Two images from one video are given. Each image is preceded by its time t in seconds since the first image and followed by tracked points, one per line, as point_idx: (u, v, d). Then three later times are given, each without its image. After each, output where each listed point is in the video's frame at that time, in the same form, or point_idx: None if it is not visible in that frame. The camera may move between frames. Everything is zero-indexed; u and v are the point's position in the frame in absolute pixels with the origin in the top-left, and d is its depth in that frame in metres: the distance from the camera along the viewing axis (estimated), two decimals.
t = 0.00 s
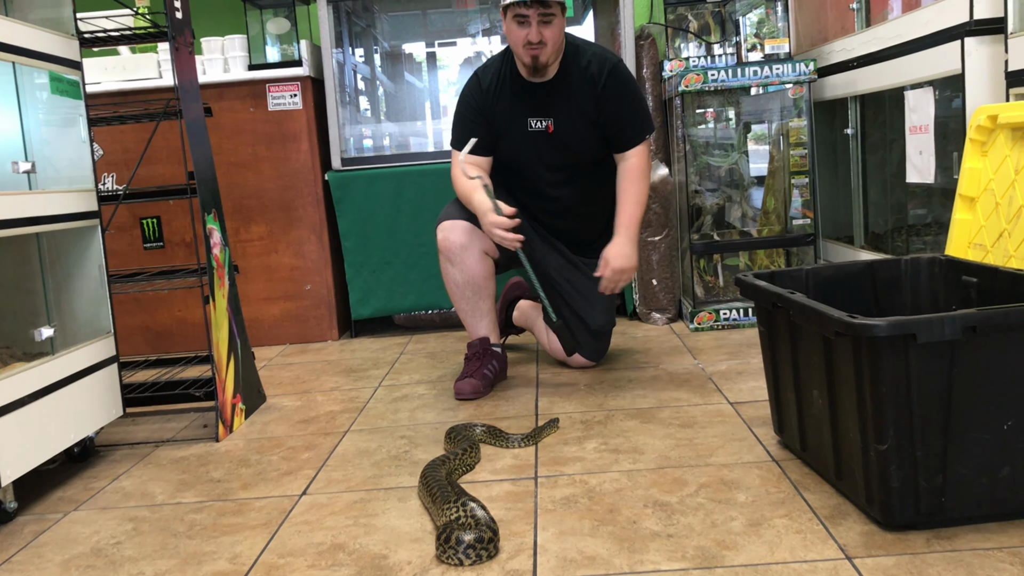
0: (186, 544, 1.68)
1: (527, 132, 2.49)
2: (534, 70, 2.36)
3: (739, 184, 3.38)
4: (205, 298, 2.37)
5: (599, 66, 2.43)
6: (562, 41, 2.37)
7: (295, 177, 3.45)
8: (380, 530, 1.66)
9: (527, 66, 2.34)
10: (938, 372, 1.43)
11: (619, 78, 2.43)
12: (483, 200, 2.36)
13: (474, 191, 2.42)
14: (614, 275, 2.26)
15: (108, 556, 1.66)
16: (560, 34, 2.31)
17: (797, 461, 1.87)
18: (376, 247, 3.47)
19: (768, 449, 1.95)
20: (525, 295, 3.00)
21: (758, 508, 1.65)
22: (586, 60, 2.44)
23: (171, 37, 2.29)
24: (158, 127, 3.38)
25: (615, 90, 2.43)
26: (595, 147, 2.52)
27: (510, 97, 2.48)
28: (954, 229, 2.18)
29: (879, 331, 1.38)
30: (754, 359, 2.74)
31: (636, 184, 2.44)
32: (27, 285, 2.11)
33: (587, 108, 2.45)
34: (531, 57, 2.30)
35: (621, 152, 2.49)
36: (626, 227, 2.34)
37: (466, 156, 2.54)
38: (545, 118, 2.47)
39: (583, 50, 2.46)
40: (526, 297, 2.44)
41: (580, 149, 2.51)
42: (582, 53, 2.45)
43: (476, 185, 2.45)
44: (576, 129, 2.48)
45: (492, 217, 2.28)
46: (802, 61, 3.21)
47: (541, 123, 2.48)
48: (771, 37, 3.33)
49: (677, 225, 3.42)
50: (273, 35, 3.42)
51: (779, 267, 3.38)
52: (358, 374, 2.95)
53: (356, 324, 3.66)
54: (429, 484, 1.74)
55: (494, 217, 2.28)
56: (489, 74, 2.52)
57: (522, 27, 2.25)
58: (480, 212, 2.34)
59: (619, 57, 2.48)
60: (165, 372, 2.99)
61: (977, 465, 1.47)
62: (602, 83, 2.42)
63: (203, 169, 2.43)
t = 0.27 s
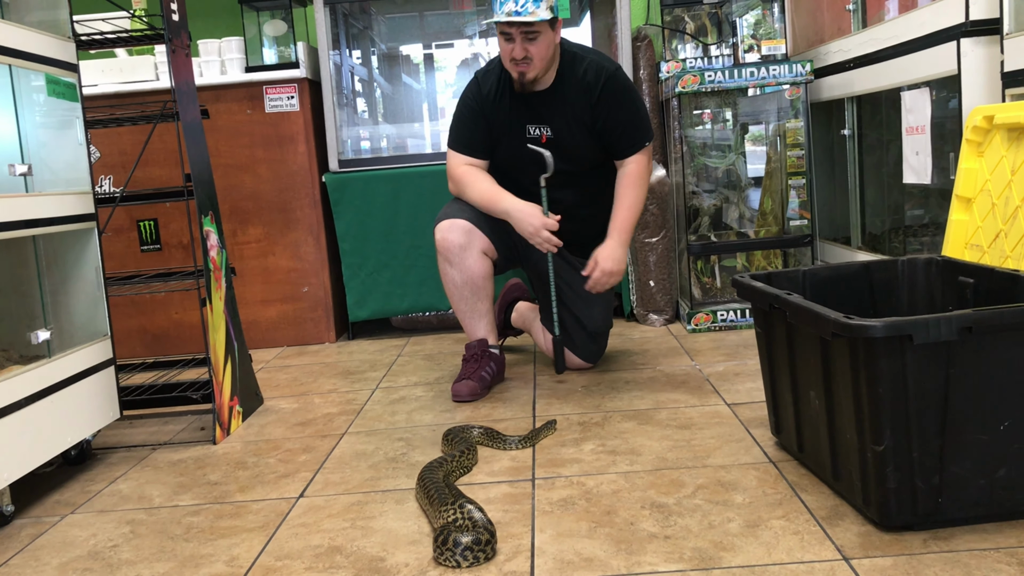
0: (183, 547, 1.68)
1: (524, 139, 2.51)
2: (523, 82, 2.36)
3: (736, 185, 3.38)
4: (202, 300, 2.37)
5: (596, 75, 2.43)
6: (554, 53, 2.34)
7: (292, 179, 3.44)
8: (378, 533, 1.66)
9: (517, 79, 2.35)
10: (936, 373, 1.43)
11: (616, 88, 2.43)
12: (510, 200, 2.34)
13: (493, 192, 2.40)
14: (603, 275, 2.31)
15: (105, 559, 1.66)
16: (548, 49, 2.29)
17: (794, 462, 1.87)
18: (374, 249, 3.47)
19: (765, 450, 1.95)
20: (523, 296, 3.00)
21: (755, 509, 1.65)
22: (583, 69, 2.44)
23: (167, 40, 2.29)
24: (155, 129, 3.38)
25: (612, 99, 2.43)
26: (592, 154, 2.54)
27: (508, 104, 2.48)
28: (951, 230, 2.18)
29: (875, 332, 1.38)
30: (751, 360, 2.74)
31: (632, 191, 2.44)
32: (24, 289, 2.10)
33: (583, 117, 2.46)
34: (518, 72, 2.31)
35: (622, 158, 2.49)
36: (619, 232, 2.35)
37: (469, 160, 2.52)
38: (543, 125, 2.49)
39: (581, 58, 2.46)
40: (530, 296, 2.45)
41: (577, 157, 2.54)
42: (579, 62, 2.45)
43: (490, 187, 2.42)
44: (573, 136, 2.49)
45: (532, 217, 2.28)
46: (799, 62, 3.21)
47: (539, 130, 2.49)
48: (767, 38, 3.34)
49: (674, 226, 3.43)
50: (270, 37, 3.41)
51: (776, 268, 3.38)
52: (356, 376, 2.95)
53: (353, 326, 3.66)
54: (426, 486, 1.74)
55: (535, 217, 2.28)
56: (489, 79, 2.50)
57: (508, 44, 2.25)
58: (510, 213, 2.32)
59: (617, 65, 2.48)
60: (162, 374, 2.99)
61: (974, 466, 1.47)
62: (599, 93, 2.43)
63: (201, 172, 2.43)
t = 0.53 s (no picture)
0: (181, 548, 1.68)
1: (523, 140, 2.51)
2: (528, 84, 2.36)
3: (735, 186, 3.38)
4: (200, 302, 2.37)
5: (595, 76, 2.44)
6: (553, 50, 2.34)
7: (291, 180, 3.44)
8: (376, 534, 1.66)
9: (520, 82, 2.35)
10: (933, 373, 1.43)
11: (615, 89, 2.43)
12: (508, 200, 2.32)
13: (491, 192, 2.38)
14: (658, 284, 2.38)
15: (103, 561, 1.66)
16: (547, 46, 2.28)
17: (792, 463, 1.87)
18: (372, 251, 3.47)
19: (763, 451, 1.95)
20: (522, 298, 3.00)
21: (753, 510, 1.65)
22: (582, 70, 2.45)
23: (165, 41, 2.29)
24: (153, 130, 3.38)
25: (611, 100, 2.44)
26: (592, 155, 2.53)
27: (507, 105, 2.49)
28: (949, 231, 2.18)
29: (872, 334, 1.38)
30: (750, 361, 2.74)
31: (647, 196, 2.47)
32: (22, 291, 2.09)
33: (582, 118, 2.46)
34: (521, 74, 2.30)
35: (626, 160, 2.50)
36: (654, 241, 2.41)
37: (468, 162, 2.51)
38: (542, 127, 2.49)
39: (579, 59, 2.47)
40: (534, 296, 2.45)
41: (577, 158, 2.53)
42: (578, 63, 2.46)
43: (488, 187, 2.41)
44: (573, 137, 2.49)
45: (528, 217, 2.26)
46: (798, 63, 3.20)
47: (538, 132, 2.49)
48: (766, 39, 3.34)
49: (672, 227, 3.44)
50: (268, 38, 3.42)
51: (775, 270, 3.38)
52: (354, 377, 2.95)
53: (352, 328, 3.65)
54: (424, 488, 1.74)
55: (532, 217, 2.25)
56: (487, 83, 2.51)
57: (507, 49, 2.25)
58: (507, 213, 2.30)
59: (616, 66, 2.48)
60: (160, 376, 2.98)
61: (971, 467, 1.47)
62: (598, 94, 2.44)
63: (199, 174, 2.43)
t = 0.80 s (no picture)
0: (180, 550, 1.68)
1: (525, 140, 2.50)
2: (529, 83, 2.36)
3: (734, 186, 3.38)
4: (199, 303, 2.37)
5: (598, 77, 2.43)
6: (552, 49, 2.32)
7: (290, 181, 3.44)
8: (375, 536, 1.66)
9: (521, 81, 2.35)
10: (933, 374, 1.43)
11: (618, 90, 2.43)
12: (500, 204, 2.32)
13: (486, 196, 2.39)
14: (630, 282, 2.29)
15: (102, 562, 1.66)
16: (545, 46, 2.27)
17: (792, 464, 1.87)
18: (371, 251, 3.47)
19: (763, 452, 1.95)
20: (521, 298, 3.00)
21: (753, 512, 1.65)
22: (585, 70, 2.43)
23: (165, 41, 2.29)
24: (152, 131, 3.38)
25: (614, 102, 2.44)
26: (593, 155, 2.53)
27: (508, 105, 2.49)
28: (948, 231, 2.18)
29: (872, 335, 1.38)
30: (749, 362, 2.74)
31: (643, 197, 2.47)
32: (22, 292, 2.08)
33: (584, 118, 2.46)
34: (521, 75, 2.31)
35: (626, 160, 2.52)
36: (643, 239, 2.38)
37: (469, 163, 2.52)
38: (543, 127, 2.48)
39: (582, 59, 2.45)
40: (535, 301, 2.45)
41: (578, 158, 2.52)
42: (580, 63, 2.44)
43: (485, 190, 2.42)
44: (574, 137, 2.48)
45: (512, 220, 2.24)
46: (797, 64, 3.21)
47: (540, 132, 2.48)
48: (764, 40, 3.35)
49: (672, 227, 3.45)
50: (267, 39, 3.42)
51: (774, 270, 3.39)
52: (354, 378, 2.95)
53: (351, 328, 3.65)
54: (423, 489, 1.74)
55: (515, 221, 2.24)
56: (489, 82, 2.50)
57: (504, 51, 2.24)
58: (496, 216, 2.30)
59: (618, 67, 2.47)
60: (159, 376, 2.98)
61: (970, 468, 1.47)
62: (600, 94, 2.43)
63: (198, 174, 2.43)
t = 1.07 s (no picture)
0: (180, 550, 1.68)
1: (522, 142, 2.51)
2: (523, 88, 2.37)
3: (733, 187, 3.38)
4: (199, 303, 2.37)
5: (596, 81, 2.43)
6: (547, 56, 2.32)
7: (289, 182, 3.44)
8: (374, 535, 1.66)
9: (515, 86, 2.36)
10: (931, 374, 1.43)
11: (616, 95, 2.42)
12: (510, 205, 2.35)
13: (493, 197, 2.40)
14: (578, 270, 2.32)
15: (101, 562, 1.66)
16: (539, 54, 2.27)
17: (791, 464, 1.87)
18: (371, 252, 3.47)
19: (762, 452, 1.95)
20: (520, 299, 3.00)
21: (752, 511, 1.65)
22: (583, 75, 2.44)
23: (164, 42, 2.29)
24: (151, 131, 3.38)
25: (611, 106, 2.43)
26: (590, 158, 2.54)
27: (507, 106, 2.49)
28: (947, 232, 2.18)
29: (871, 335, 1.38)
30: (748, 362, 2.74)
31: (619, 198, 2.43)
32: (20, 293, 2.09)
33: (582, 121, 2.46)
34: (514, 80, 2.32)
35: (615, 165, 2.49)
36: (601, 233, 2.37)
37: (469, 165, 2.52)
38: (540, 129, 2.49)
39: (581, 62, 2.45)
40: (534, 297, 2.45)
41: (575, 161, 2.53)
42: (579, 67, 2.45)
43: (490, 192, 2.43)
44: (571, 140, 2.49)
45: (530, 222, 2.29)
46: (796, 64, 3.22)
47: (536, 134, 2.49)
48: (764, 40, 3.37)
49: (671, 228, 3.44)
50: (267, 39, 3.42)
51: (773, 270, 3.39)
52: (353, 379, 2.95)
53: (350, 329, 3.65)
54: (423, 489, 1.74)
55: (533, 222, 2.28)
56: (488, 83, 2.50)
57: (498, 56, 2.26)
58: (510, 217, 2.33)
59: (617, 71, 2.47)
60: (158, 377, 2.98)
61: (970, 468, 1.47)
62: (598, 99, 2.43)
63: (197, 174, 2.43)
